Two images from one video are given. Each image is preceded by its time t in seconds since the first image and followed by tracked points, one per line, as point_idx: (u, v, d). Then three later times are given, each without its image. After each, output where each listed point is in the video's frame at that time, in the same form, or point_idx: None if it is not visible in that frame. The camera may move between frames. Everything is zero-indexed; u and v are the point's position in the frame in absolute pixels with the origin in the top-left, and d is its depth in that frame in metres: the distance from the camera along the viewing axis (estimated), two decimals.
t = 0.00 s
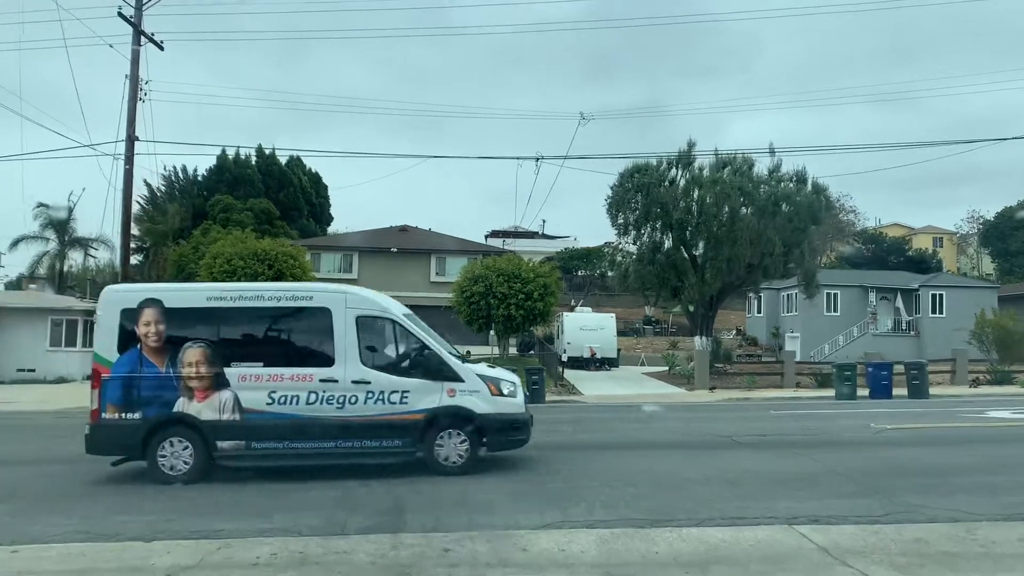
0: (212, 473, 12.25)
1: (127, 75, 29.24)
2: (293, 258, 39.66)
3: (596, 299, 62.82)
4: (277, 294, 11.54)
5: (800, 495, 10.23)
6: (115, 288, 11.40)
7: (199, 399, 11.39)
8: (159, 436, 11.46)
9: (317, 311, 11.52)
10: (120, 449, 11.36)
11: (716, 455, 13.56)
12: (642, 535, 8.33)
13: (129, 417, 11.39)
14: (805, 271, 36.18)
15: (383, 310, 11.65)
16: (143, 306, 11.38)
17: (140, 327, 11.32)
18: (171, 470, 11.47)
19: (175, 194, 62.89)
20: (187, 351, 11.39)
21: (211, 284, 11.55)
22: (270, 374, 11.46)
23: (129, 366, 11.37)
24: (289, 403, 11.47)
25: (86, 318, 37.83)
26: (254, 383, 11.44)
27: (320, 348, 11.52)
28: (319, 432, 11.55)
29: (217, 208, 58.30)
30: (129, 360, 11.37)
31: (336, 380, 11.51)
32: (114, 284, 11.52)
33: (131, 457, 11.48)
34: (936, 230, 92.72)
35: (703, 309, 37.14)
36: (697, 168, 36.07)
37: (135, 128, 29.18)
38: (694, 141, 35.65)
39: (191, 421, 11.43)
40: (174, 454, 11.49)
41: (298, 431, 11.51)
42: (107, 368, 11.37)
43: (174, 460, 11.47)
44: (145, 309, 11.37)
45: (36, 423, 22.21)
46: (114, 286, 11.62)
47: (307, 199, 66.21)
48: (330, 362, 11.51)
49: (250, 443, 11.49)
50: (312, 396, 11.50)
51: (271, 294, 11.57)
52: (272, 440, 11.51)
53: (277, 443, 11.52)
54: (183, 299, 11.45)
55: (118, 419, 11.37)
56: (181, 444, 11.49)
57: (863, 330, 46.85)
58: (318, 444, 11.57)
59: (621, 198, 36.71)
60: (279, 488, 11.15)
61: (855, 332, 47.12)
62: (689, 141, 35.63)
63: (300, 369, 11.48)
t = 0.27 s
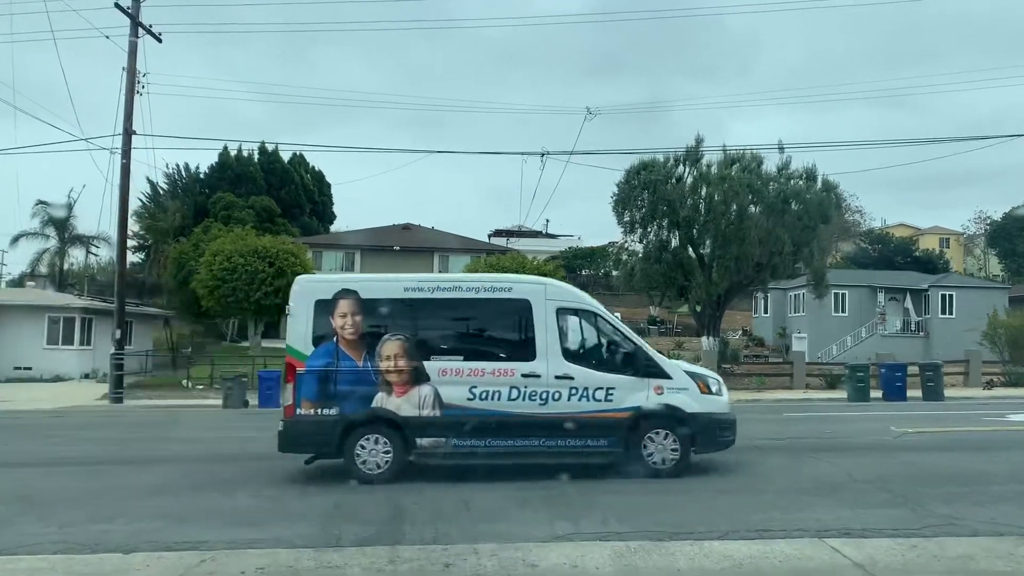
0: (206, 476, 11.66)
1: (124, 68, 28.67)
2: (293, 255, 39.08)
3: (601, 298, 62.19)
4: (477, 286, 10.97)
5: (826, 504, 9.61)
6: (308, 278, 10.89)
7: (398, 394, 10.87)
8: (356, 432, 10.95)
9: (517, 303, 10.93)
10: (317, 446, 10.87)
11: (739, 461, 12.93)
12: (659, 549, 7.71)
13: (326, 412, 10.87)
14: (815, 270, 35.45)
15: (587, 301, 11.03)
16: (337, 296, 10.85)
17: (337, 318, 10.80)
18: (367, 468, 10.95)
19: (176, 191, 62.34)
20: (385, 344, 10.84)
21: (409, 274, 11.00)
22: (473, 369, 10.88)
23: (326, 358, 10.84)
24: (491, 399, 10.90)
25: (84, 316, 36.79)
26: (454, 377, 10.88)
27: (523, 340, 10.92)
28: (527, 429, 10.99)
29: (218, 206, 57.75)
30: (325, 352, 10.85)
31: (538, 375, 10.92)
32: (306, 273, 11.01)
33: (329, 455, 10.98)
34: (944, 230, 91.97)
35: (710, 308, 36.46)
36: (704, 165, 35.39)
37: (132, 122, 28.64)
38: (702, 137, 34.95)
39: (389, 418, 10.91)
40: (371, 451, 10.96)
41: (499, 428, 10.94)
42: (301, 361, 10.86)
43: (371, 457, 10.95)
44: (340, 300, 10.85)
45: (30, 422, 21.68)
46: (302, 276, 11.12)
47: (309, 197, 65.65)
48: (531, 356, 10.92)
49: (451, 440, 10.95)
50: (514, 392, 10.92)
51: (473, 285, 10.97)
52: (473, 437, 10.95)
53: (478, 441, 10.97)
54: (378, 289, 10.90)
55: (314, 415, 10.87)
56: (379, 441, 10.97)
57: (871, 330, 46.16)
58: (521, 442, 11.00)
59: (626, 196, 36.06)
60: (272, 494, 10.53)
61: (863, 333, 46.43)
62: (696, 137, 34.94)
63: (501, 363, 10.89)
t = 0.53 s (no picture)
0: (197, 479, 11.07)
1: (120, 61, 28.11)
2: (294, 252, 38.50)
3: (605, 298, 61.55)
4: (693, 277, 10.48)
5: (854, 514, 8.99)
6: (517, 268, 10.51)
7: (613, 392, 10.43)
8: (568, 431, 10.55)
9: (740, 296, 10.44)
10: (528, 444, 10.51)
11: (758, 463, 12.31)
12: (680, 565, 7.10)
13: (536, 410, 10.49)
14: (825, 269, 34.71)
15: (811, 295, 10.54)
16: (547, 287, 10.46)
17: (548, 310, 10.41)
18: (581, 469, 10.55)
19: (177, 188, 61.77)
20: (599, 338, 10.40)
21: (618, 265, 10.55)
22: (690, 366, 10.41)
23: (538, 353, 10.45)
24: (710, 398, 10.43)
25: (81, 313, 36.17)
26: (673, 375, 10.41)
27: (748, 336, 10.44)
28: (750, 431, 10.50)
29: (219, 203, 57.19)
30: (536, 346, 10.46)
31: (762, 373, 10.43)
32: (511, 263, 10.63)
33: (539, 454, 10.59)
34: (950, 230, 91.24)
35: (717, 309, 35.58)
36: (712, 162, 34.75)
37: (129, 115, 28.09)
38: (710, 133, 34.31)
39: (605, 416, 10.50)
40: (585, 451, 10.56)
41: (720, 430, 10.47)
42: (510, 355, 10.48)
43: (585, 458, 10.55)
44: (550, 291, 10.45)
45: (21, 421, 21.14)
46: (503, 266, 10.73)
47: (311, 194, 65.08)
48: (755, 353, 10.44)
49: (668, 441, 10.51)
50: (736, 391, 10.44)
51: (689, 275, 10.49)
52: (691, 439, 10.50)
53: (697, 443, 10.52)
54: (590, 280, 10.46)
55: (524, 412, 10.48)
56: (592, 440, 10.56)
57: (879, 331, 45.49)
58: (744, 444, 10.52)
59: (632, 192, 35.48)
60: (265, 499, 9.93)
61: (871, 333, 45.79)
62: (704, 133, 34.30)
63: (722, 360, 10.42)
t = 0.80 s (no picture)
0: (182, 483, 10.47)
1: (116, 52, 27.52)
2: (294, 249, 37.93)
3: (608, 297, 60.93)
4: (935, 269, 10.57)
5: (884, 524, 8.38)
6: (741, 259, 10.48)
7: (852, 390, 10.41)
8: (805, 432, 10.47)
9: (980, 289, 10.56)
10: (763, 445, 10.42)
11: (773, 463, 11.76)
12: None
13: (770, 409, 10.42)
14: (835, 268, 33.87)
15: None
16: (778, 280, 10.46)
17: (780, 303, 10.40)
18: (820, 473, 10.40)
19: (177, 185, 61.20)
20: (837, 334, 10.42)
21: (852, 257, 10.56)
22: (932, 364, 10.43)
23: (769, 350, 10.40)
24: (956, 398, 10.45)
25: (78, 309, 35.61)
26: (916, 373, 10.42)
27: (990, 332, 10.51)
28: (988, 432, 10.50)
29: (219, 200, 56.61)
30: (767, 341, 10.41)
31: (1007, 371, 10.46)
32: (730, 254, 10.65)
33: (773, 456, 10.48)
34: (956, 230, 90.56)
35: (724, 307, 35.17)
36: (719, 158, 34.23)
37: (125, 108, 27.50)
38: (717, 128, 33.77)
39: (843, 415, 10.45)
40: (823, 455, 10.43)
41: (965, 431, 10.46)
42: (739, 352, 10.42)
43: (824, 462, 10.40)
44: (781, 284, 10.45)
45: (9, 420, 20.55)
46: (723, 258, 10.70)
47: (312, 191, 64.51)
48: (998, 350, 10.50)
49: (910, 443, 10.46)
50: (981, 390, 10.46)
51: (927, 270, 10.59)
52: (935, 441, 10.46)
53: (939, 444, 10.48)
54: (826, 274, 10.48)
55: (755, 412, 10.42)
56: (829, 442, 10.45)
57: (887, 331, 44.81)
58: (987, 445, 10.51)
59: (638, 188, 35.02)
60: (253, 504, 9.33)
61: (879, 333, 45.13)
62: (711, 129, 33.74)
63: (965, 358, 10.46)
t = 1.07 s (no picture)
0: (170, 486, 9.98)
1: (112, 44, 27.03)
2: (295, 246, 37.41)
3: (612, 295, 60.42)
4: None
5: (916, 535, 7.85)
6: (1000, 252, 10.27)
7: None
8: None
9: None
10: None
11: (796, 466, 11.25)
12: None
13: None
14: (843, 266, 33.42)
15: None
16: None
17: None
18: None
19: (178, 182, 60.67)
20: None
21: None
22: None
23: None
24: None
25: (75, 306, 35.18)
26: None
27: None
28: None
29: (219, 197, 56.12)
30: None
31: None
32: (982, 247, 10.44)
33: None
34: (963, 229, 89.88)
35: (732, 306, 34.59)
36: (726, 154, 33.61)
37: (122, 101, 26.98)
38: (724, 124, 33.16)
39: None
40: None
41: None
42: (1002, 352, 10.21)
43: None
44: None
45: (0, 419, 20.05)
46: (975, 250, 10.49)
47: (313, 188, 63.98)
48: None
49: None
50: None
51: None
52: None
53: None
54: None
55: (1018, 415, 10.23)
56: None
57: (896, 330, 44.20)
58: None
59: (644, 185, 34.35)
60: (244, 509, 8.82)
61: (888, 333, 44.51)
62: (718, 124, 33.14)
63: None
